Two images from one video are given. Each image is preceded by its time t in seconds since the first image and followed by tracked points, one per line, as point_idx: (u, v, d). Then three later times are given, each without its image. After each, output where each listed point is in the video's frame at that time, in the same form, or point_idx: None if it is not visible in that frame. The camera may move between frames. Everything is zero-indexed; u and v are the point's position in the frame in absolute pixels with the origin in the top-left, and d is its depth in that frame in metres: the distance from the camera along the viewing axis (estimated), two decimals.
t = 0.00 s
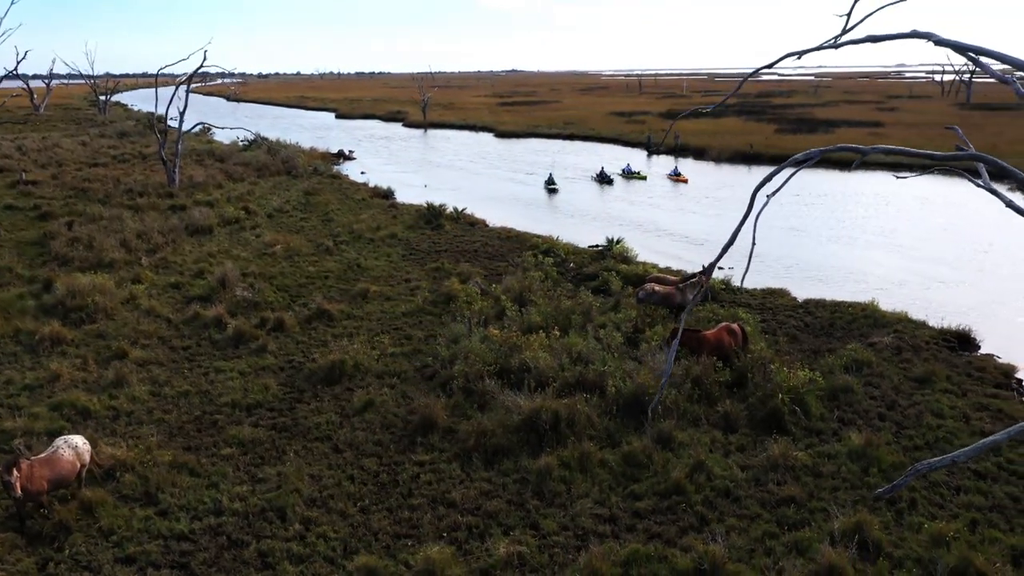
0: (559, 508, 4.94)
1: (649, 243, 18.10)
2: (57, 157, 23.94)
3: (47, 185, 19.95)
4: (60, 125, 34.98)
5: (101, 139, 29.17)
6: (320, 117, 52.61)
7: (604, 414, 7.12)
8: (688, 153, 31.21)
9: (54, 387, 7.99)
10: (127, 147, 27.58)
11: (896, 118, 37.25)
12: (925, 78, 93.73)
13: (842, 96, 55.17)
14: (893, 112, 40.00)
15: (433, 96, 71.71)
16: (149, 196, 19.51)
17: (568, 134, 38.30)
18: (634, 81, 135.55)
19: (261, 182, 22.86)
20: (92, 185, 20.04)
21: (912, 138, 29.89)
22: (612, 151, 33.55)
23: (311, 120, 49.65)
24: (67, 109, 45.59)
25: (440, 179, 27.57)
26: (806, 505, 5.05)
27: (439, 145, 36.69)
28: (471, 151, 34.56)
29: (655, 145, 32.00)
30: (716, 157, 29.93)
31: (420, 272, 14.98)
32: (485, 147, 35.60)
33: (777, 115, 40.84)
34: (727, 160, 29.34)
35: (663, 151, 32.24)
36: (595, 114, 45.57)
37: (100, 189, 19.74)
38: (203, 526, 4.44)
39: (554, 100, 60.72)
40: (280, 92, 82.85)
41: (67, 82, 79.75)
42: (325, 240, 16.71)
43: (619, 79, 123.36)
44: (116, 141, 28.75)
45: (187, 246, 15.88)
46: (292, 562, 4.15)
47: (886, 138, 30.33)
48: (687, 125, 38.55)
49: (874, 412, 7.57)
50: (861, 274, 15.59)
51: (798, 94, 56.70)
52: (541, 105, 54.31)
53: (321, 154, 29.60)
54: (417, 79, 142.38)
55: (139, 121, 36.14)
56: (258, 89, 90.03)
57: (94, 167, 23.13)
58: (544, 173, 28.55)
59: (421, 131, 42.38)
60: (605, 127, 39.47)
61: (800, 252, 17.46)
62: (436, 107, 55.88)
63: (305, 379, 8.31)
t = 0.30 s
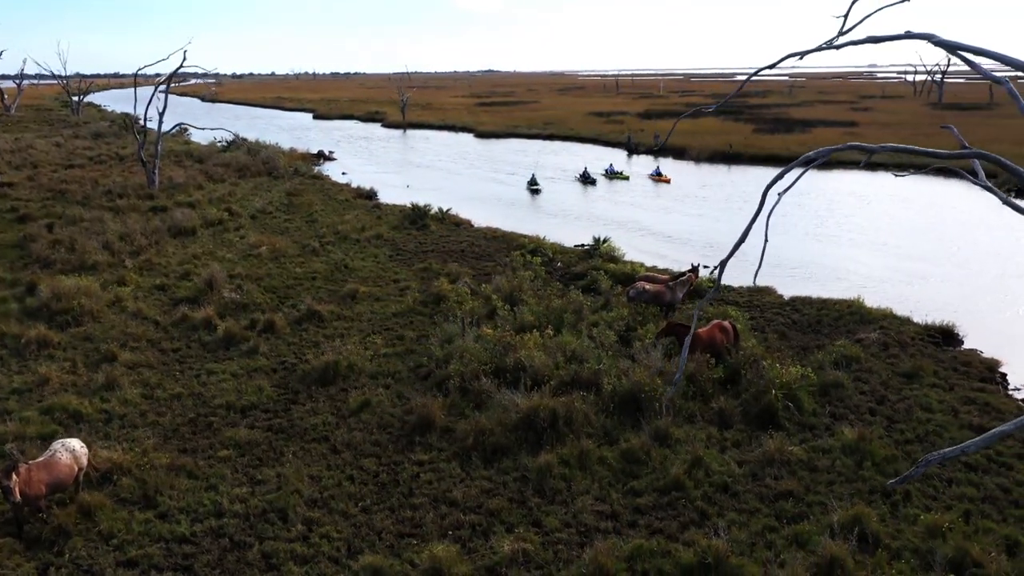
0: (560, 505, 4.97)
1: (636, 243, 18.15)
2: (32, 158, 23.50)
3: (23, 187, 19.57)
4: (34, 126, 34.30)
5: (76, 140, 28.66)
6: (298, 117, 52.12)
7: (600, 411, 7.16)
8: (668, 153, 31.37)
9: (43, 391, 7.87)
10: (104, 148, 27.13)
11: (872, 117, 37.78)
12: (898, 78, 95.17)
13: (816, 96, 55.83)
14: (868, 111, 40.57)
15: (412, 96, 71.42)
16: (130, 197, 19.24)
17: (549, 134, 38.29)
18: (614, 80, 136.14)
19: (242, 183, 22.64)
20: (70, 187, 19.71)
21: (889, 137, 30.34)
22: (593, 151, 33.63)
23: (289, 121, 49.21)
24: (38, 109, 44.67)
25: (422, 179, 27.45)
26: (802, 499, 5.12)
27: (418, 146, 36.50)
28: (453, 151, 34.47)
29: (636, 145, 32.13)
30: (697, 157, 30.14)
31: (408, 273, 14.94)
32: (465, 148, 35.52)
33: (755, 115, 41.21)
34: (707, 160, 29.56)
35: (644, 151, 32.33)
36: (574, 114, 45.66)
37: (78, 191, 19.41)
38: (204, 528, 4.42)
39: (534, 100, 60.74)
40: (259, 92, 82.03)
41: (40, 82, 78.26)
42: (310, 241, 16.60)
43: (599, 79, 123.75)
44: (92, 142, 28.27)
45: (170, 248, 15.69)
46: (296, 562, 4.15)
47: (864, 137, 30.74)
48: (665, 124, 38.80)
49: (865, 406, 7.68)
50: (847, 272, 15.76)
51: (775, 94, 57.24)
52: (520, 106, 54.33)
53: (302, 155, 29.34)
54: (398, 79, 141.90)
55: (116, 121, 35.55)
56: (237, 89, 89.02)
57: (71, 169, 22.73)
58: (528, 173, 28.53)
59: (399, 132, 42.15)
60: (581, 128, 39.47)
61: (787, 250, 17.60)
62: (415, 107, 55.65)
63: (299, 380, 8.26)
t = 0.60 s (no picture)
0: (560, 503, 4.99)
1: (622, 242, 18.22)
2: (7, 160, 23.05)
3: None
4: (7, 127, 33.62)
5: (51, 141, 28.14)
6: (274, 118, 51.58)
7: (595, 409, 7.20)
8: (648, 153, 31.49)
9: (31, 395, 7.76)
10: (81, 149, 26.68)
11: (847, 117, 38.31)
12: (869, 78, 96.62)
13: (790, 96, 56.49)
14: (843, 111, 41.12)
15: (391, 96, 71.11)
16: (109, 199, 18.96)
17: (528, 134, 38.28)
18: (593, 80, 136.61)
19: (223, 184, 22.40)
20: (47, 189, 19.36)
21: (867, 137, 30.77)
22: (572, 151, 33.70)
23: (268, 121, 48.76)
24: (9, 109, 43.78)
25: (403, 180, 27.31)
26: (799, 493, 5.18)
27: (398, 146, 36.35)
28: (434, 152, 34.38)
29: (616, 146, 32.28)
30: (677, 157, 30.32)
31: (395, 273, 14.89)
32: (443, 149, 35.43)
33: (732, 115, 41.57)
34: (687, 160, 29.77)
35: (623, 151, 32.47)
36: (553, 114, 45.74)
37: (55, 193, 19.08)
38: (204, 530, 4.40)
39: (512, 100, 60.78)
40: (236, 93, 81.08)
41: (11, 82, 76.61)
42: (295, 243, 16.49)
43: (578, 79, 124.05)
44: (67, 143, 27.78)
45: (153, 249, 15.49)
46: (299, 564, 4.14)
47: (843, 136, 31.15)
48: (644, 124, 39.01)
49: (855, 402, 7.79)
50: (832, 269, 15.94)
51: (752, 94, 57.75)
52: (499, 106, 54.27)
53: (280, 156, 29.07)
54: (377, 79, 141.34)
55: (92, 122, 34.97)
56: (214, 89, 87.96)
57: (47, 170, 22.32)
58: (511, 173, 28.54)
59: (378, 133, 41.97)
60: (557, 128, 39.49)
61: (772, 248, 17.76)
62: (393, 107, 55.39)
63: (291, 382, 8.20)
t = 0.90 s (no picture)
0: (560, 501, 5.02)
1: (608, 241, 18.29)
2: None
3: None
4: None
5: (24, 142, 27.62)
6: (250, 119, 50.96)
7: (591, 408, 7.23)
8: (627, 153, 31.58)
9: (19, 399, 7.63)
10: (56, 150, 26.22)
11: (823, 117, 38.81)
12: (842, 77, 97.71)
13: (766, 96, 56.99)
14: (818, 111, 41.58)
15: (369, 96, 70.63)
16: (87, 201, 18.68)
17: (507, 134, 38.22)
18: (572, 80, 136.81)
19: (203, 185, 22.15)
20: (23, 191, 19.00)
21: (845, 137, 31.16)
22: (552, 151, 33.74)
23: (245, 122, 48.33)
24: None
25: (383, 181, 27.15)
26: (795, 489, 5.24)
27: (378, 147, 36.20)
28: (413, 152, 34.28)
29: (597, 146, 32.41)
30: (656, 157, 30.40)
31: (382, 274, 14.83)
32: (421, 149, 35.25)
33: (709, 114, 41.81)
34: (667, 160, 29.88)
35: (603, 151, 32.64)
36: (532, 115, 45.71)
37: (31, 195, 18.73)
38: (204, 534, 4.39)
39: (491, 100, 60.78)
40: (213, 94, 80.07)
41: None
42: (280, 244, 16.36)
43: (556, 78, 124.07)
44: (42, 145, 27.28)
45: (134, 251, 15.28)
46: (301, 565, 4.15)
47: (822, 136, 31.51)
48: (623, 124, 39.15)
49: (845, 397, 7.89)
50: (817, 267, 16.11)
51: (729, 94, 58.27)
52: (476, 106, 54.11)
53: (260, 157, 28.82)
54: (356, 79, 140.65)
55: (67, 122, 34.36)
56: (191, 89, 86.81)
57: (23, 172, 21.91)
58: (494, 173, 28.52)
59: (357, 133, 41.76)
60: (536, 129, 39.59)
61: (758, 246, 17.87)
62: (371, 108, 55.02)
63: (284, 383, 8.14)
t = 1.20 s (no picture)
0: (560, 499, 5.05)
1: (596, 242, 18.33)
2: None
3: None
4: None
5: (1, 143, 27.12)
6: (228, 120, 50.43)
7: (587, 406, 7.27)
8: (609, 153, 31.65)
9: (8, 404, 7.53)
10: (34, 152, 25.79)
11: (803, 117, 39.23)
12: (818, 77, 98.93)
13: (745, 95, 57.48)
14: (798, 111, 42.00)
15: (349, 96, 70.26)
16: (67, 204, 18.41)
17: (489, 135, 38.17)
18: (552, 79, 137.19)
19: (185, 186, 21.91)
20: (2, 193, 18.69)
21: (827, 136, 31.50)
22: (535, 152, 33.76)
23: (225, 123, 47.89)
24: None
25: (367, 182, 27.00)
26: (792, 483, 5.31)
27: (360, 147, 36.04)
28: (392, 153, 34.15)
29: (579, 146, 32.53)
30: (637, 157, 30.40)
31: (371, 275, 14.78)
32: (402, 150, 35.10)
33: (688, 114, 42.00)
34: (649, 160, 29.90)
35: (585, 151, 32.73)
36: (513, 115, 45.71)
37: (11, 197, 18.44)
38: (205, 536, 4.38)
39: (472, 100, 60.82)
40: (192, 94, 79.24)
41: None
42: (267, 245, 16.24)
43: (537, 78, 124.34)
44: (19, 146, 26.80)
45: (119, 254, 15.10)
46: (305, 566, 4.16)
47: (804, 135, 31.83)
48: (604, 125, 39.25)
49: (836, 393, 7.99)
50: (803, 265, 16.26)
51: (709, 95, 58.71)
52: (455, 107, 53.97)
53: (242, 158, 28.57)
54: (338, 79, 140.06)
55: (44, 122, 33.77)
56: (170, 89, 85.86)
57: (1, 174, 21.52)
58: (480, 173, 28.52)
59: (337, 133, 41.53)
60: (517, 129, 39.62)
61: (745, 244, 18.02)
62: (350, 108, 54.73)
63: (277, 384, 8.09)
